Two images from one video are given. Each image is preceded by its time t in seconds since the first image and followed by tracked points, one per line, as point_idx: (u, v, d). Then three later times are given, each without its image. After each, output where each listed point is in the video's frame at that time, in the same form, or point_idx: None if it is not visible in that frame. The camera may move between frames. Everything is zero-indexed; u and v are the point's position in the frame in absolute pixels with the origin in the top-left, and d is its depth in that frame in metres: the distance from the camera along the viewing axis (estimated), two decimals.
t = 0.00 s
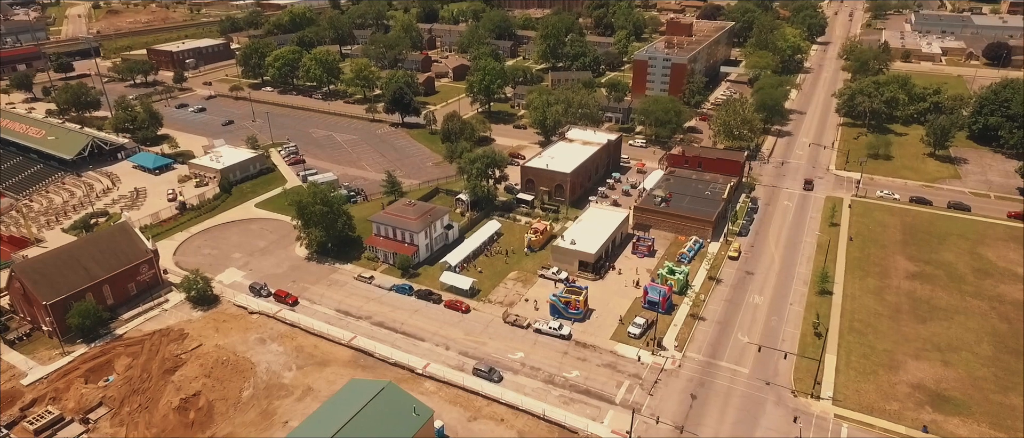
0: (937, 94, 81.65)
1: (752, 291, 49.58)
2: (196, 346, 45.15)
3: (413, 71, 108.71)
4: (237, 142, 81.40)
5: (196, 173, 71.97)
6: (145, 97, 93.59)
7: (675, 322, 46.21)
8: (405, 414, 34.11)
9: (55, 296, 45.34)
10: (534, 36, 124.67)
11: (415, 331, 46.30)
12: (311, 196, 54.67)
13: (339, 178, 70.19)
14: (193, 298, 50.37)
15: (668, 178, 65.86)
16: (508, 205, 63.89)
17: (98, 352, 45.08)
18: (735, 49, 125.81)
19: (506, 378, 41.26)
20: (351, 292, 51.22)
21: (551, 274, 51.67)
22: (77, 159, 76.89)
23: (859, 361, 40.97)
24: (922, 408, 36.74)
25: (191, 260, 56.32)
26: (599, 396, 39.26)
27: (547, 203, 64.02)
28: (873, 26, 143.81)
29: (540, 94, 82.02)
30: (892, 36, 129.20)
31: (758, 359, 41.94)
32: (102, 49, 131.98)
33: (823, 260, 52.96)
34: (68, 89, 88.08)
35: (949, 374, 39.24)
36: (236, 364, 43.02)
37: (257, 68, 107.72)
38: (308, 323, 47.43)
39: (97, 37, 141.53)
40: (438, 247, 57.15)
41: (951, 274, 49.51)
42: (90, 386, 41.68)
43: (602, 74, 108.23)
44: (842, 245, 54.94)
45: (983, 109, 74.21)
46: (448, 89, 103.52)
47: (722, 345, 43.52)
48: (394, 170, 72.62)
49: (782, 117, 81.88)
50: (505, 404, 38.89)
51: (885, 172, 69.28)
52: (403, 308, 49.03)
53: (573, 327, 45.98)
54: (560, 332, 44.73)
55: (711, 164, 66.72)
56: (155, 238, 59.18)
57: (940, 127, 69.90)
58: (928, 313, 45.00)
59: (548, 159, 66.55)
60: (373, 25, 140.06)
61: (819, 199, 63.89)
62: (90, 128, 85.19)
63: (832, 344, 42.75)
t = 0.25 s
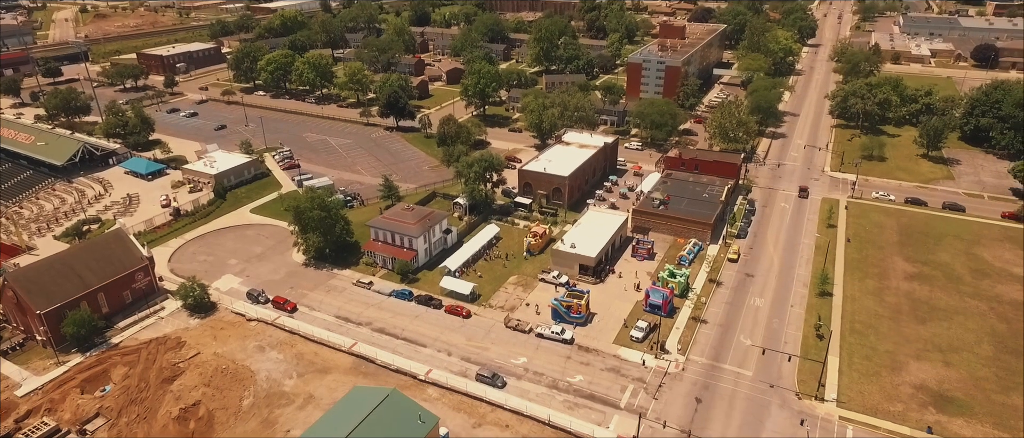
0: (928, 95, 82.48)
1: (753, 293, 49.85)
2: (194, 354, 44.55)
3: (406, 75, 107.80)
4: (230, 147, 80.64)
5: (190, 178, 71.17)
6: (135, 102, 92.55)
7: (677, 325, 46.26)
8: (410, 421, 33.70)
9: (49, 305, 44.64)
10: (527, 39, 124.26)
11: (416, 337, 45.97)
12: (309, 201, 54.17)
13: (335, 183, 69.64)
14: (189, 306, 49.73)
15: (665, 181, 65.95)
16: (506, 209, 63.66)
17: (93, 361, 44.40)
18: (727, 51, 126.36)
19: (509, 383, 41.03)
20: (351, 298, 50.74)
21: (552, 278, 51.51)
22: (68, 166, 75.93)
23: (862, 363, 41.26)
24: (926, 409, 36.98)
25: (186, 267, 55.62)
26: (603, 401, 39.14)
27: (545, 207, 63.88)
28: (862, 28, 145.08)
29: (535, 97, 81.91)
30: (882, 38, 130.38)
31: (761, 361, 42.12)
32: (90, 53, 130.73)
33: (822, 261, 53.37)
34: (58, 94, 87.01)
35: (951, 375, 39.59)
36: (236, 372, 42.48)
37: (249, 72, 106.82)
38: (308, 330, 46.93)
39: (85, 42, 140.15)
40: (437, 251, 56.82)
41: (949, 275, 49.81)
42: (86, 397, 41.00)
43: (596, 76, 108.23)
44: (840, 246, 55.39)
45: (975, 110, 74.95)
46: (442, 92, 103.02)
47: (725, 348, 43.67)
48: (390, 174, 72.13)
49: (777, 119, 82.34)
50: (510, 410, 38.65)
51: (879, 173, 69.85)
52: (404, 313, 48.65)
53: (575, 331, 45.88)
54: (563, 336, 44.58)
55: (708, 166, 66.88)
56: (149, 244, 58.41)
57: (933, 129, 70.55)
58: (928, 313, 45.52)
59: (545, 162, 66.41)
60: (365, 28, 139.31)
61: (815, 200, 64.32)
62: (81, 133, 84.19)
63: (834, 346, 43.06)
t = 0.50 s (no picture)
0: (938, 99, 82.11)
1: (766, 297, 49.72)
2: (205, 359, 44.38)
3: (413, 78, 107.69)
4: (238, 150, 80.60)
5: (198, 181, 71.12)
6: (143, 105, 92.59)
7: (691, 330, 46.06)
8: (425, 426, 33.54)
9: (61, 309, 44.58)
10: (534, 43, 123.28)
11: (428, 341, 45.78)
12: (320, 205, 54.14)
13: (344, 187, 69.51)
14: (200, 310, 49.61)
15: (675, 184, 65.73)
16: (516, 213, 63.48)
17: (105, 366, 44.28)
18: (734, 54, 125.98)
19: (523, 388, 40.79)
20: (361, 302, 50.54)
21: (563, 282, 51.32)
22: (77, 169, 76.03)
23: (879, 368, 40.98)
24: (944, 416, 36.57)
25: (196, 270, 55.51)
26: (618, 406, 38.86)
27: (555, 210, 63.65)
28: (868, 31, 144.71)
29: (543, 100, 81.74)
30: (889, 41, 129.95)
31: (777, 366, 41.95)
32: (96, 56, 131.34)
33: (835, 266, 53.22)
34: (66, 97, 87.19)
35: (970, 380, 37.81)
36: (248, 376, 42.30)
37: (256, 75, 106.79)
38: (319, 335, 46.72)
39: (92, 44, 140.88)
40: (447, 255, 56.63)
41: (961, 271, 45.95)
42: (98, 401, 40.86)
43: (603, 79, 107.94)
44: (853, 251, 55.21)
45: (986, 113, 74.31)
46: (449, 95, 102.74)
47: (740, 353, 43.48)
48: (399, 178, 71.94)
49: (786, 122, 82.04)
50: (524, 416, 38.37)
51: (890, 177, 69.52)
52: (415, 318, 48.47)
53: (588, 336, 45.65)
54: (576, 341, 44.31)
55: (718, 170, 66.65)
56: (158, 248, 58.33)
57: (944, 133, 70.06)
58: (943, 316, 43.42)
59: (555, 165, 66.23)
60: (370, 31, 139.19)
61: (826, 204, 64.13)
62: (89, 136, 84.31)
63: (849, 351, 42.92)
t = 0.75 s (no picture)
0: (947, 103, 81.80)
1: (779, 303, 49.63)
2: (217, 363, 44.21)
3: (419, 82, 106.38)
4: (246, 153, 80.54)
5: (207, 185, 71.04)
6: (150, 109, 92.61)
7: (705, 335, 45.91)
8: (440, 433, 33.17)
9: (72, 313, 44.49)
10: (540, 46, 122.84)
11: (440, 347, 45.60)
12: (331, 209, 54.03)
13: (352, 191, 69.36)
14: (211, 314, 49.48)
15: (685, 188, 65.53)
16: (526, 217, 63.29)
17: (116, 370, 44.14)
18: (740, 57, 125.66)
19: (536, 394, 40.54)
20: (372, 307, 50.37)
21: (575, 287, 51.13)
22: (85, 172, 76.08)
23: (895, 375, 40.63)
24: (965, 423, 35.86)
25: (206, 275, 55.37)
26: (633, 413, 38.59)
27: (565, 215, 63.46)
28: (874, 35, 144.39)
29: (551, 104, 81.59)
30: (895, 45, 129.57)
31: (792, 372, 41.78)
32: (103, 59, 131.91)
33: (848, 271, 53.04)
34: (74, 101, 87.31)
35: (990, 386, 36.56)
36: (260, 382, 42.09)
37: (262, 78, 106.30)
38: (331, 340, 46.58)
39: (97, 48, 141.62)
40: (457, 260, 56.45)
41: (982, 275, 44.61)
42: (110, 406, 40.70)
43: (609, 83, 107.71)
44: (865, 256, 54.99)
45: (996, 117, 73.62)
46: (456, 99, 102.47)
47: (755, 360, 43.30)
48: (407, 182, 71.75)
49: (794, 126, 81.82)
50: (538, 422, 38.11)
51: (901, 181, 69.24)
52: (427, 322, 48.29)
53: (601, 341, 45.46)
54: (589, 347, 44.14)
55: (728, 174, 66.48)
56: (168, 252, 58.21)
57: (955, 137, 69.59)
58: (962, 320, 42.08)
59: (564, 169, 66.08)
60: (375, 35, 139.08)
61: (837, 208, 63.96)
62: (97, 140, 84.40)
63: (865, 357, 42.76)
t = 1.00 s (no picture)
0: (956, 106, 81.50)
1: (792, 308, 49.45)
2: (228, 368, 44.03)
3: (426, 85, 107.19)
4: (254, 157, 80.47)
5: (215, 188, 70.92)
6: (157, 112, 92.63)
7: (718, 341, 45.78)
8: None
9: (83, 317, 44.35)
10: (546, 50, 122.53)
11: (451, 352, 45.42)
12: (341, 213, 53.89)
13: (361, 194, 69.24)
14: (221, 318, 49.31)
15: (694, 192, 65.33)
16: (535, 221, 63.10)
17: (126, 375, 44.00)
18: (746, 61, 125.45)
19: (550, 400, 40.28)
20: (383, 311, 50.22)
21: (586, 291, 50.95)
22: (93, 175, 76.10)
23: (912, 381, 40.23)
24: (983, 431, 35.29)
25: (215, 279, 55.22)
26: (647, 419, 38.29)
27: (574, 219, 63.25)
28: (880, 38, 144.09)
29: (559, 108, 81.40)
30: (902, 48, 129.21)
31: (807, 378, 41.53)
32: (109, 62, 132.45)
33: (861, 276, 52.81)
34: (81, 104, 87.36)
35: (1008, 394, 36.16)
36: (272, 387, 41.89)
37: (269, 82, 106.29)
38: (342, 344, 46.44)
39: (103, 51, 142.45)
40: (467, 264, 56.24)
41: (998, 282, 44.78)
42: (121, 411, 40.51)
43: (616, 87, 107.44)
44: (877, 261, 54.73)
45: (1006, 121, 73.59)
46: (462, 102, 102.25)
47: (769, 365, 43.03)
48: (415, 185, 71.56)
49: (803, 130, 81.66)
50: (552, 428, 37.81)
51: (912, 185, 68.97)
52: (438, 327, 48.14)
53: (613, 347, 45.29)
54: (602, 352, 43.98)
55: (738, 178, 66.30)
56: (177, 255, 58.07)
57: (965, 141, 69.37)
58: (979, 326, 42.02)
59: (573, 173, 65.92)
60: (381, 38, 139.01)
61: (848, 213, 63.75)
62: (104, 143, 84.47)
63: (880, 363, 42.47)
